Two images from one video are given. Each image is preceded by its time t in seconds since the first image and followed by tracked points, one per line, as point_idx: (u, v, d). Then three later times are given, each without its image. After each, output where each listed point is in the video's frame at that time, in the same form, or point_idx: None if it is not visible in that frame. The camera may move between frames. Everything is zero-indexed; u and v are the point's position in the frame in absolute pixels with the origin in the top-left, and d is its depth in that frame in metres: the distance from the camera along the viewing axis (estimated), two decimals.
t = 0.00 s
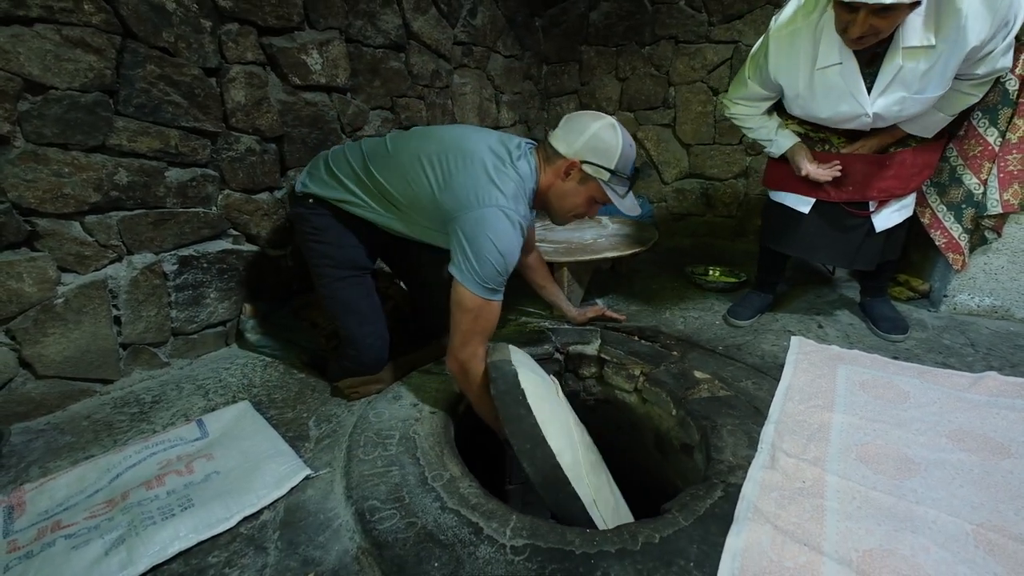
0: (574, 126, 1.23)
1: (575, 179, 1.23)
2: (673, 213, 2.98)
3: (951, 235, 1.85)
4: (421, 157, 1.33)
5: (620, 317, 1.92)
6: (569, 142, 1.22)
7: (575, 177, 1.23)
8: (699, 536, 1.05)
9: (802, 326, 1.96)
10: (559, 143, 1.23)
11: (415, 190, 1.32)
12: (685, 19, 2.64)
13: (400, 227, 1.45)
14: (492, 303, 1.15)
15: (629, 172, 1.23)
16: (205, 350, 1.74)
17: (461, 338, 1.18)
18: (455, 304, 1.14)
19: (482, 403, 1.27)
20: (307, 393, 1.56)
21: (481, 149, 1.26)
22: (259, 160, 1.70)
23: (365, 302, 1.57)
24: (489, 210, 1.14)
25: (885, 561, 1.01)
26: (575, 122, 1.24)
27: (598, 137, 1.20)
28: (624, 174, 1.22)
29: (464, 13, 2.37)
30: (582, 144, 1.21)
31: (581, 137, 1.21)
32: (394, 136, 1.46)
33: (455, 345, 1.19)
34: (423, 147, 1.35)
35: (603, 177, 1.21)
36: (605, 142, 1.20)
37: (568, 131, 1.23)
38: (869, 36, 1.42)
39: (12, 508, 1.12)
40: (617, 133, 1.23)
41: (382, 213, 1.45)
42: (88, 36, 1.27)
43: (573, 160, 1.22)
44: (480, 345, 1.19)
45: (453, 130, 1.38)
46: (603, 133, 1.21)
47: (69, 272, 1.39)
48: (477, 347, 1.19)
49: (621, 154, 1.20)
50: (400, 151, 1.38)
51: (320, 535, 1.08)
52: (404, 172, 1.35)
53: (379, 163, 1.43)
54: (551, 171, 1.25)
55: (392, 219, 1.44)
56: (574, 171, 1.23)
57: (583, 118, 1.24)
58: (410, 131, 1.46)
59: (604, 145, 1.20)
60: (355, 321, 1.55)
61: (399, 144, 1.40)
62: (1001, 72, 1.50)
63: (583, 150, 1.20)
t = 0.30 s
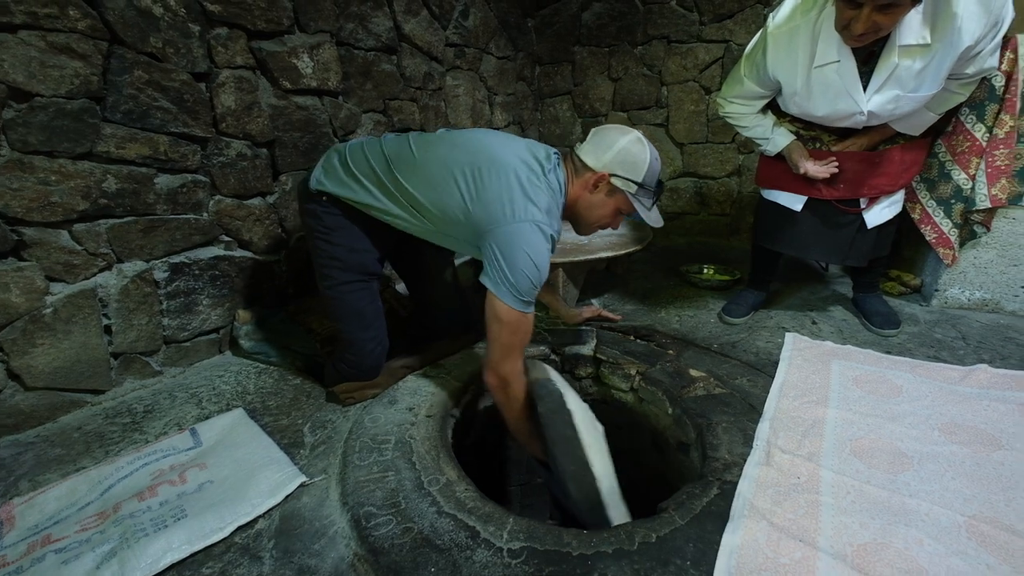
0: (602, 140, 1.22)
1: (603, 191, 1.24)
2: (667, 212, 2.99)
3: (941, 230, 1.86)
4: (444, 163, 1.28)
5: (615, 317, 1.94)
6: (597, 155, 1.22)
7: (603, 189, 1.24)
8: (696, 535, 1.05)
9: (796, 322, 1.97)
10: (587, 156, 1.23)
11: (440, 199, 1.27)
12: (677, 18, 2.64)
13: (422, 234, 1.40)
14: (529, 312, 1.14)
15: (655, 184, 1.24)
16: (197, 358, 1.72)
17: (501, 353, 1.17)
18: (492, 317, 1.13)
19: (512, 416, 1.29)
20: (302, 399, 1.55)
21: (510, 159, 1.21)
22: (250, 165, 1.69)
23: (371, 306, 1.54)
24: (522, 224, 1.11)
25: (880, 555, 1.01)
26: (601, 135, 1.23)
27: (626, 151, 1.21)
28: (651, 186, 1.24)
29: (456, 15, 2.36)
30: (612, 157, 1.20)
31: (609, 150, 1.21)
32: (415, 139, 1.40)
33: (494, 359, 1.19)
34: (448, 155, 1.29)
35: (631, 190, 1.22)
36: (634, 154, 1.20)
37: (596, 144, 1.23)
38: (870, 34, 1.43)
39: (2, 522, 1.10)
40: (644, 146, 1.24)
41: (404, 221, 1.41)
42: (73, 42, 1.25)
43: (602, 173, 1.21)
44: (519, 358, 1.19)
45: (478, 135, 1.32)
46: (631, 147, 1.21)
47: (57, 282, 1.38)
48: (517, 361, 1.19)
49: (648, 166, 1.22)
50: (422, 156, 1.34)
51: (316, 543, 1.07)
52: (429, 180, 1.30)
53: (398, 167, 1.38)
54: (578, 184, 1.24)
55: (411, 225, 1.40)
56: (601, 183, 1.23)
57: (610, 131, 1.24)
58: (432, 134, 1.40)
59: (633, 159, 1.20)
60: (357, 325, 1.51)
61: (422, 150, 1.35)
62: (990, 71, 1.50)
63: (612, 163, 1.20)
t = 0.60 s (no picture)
0: (596, 147, 1.21)
1: (595, 197, 1.22)
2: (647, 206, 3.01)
3: (912, 226, 1.90)
4: (437, 162, 1.26)
5: (592, 308, 1.94)
6: (590, 161, 1.20)
7: (596, 194, 1.21)
8: (667, 523, 1.06)
9: (770, 315, 2.00)
10: (581, 161, 1.22)
11: (440, 201, 1.25)
12: (660, 10, 2.64)
13: (421, 230, 1.40)
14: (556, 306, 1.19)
15: (647, 194, 1.23)
16: (164, 349, 1.67)
17: (539, 349, 1.23)
18: (526, 319, 1.18)
19: (566, 402, 1.37)
20: (273, 390, 1.52)
21: (510, 159, 1.19)
22: (219, 150, 1.64)
23: (345, 298, 1.50)
24: (529, 233, 1.12)
25: (844, 540, 1.03)
26: (596, 142, 1.22)
27: (619, 158, 1.19)
28: (644, 195, 1.22)
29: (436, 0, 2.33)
30: (605, 163, 1.19)
31: (602, 157, 1.19)
32: (408, 132, 1.35)
33: (537, 355, 1.25)
34: (445, 154, 1.26)
35: (623, 197, 1.20)
36: (627, 161, 1.19)
37: (591, 149, 1.22)
38: (854, 21, 1.45)
39: None
40: (638, 155, 1.22)
41: (403, 218, 1.40)
42: (24, 15, 1.19)
43: (595, 178, 1.19)
44: (560, 350, 1.25)
45: (474, 130, 1.28)
46: (626, 156, 1.19)
47: (10, 269, 1.32)
48: (555, 354, 1.25)
49: (641, 175, 1.20)
50: (411, 155, 1.30)
51: (284, 536, 1.05)
52: (427, 181, 1.27)
53: (387, 166, 1.34)
54: (571, 188, 1.21)
55: (409, 222, 1.40)
56: (594, 188, 1.21)
57: (605, 139, 1.23)
58: (425, 126, 1.35)
59: (625, 167, 1.18)
60: (330, 316, 1.49)
61: (417, 146, 1.31)
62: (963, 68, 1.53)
63: (605, 169, 1.18)
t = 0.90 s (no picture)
0: (594, 138, 1.20)
1: (592, 188, 1.20)
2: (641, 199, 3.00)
3: (903, 220, 1.90)
4: (433, 152, 1.25)
5: (585, 302, 1.95)
6: (588, 152, 1.19)
7: (592, 185, 1.20)
8: (660, 515, 1.06)
9: (763, 308, 2.00)
10: (577, 152, 1.21)
11: (437, 192, 1.24)
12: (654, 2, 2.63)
13: (418, 221, 1.39)
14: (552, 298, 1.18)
15: (644, 187, 1.22)
16: (153, 343, 1.66)
17: (535, 341, 1.22)
18: (520, 311, 1.17)
19: (561, 395, 1.37)
20: (264, 384, 1.50)
21: (507, 149, 1.18)
22: (208, 141, 1.61)
23: (339, 290, 1.49)
24: (527, 223, 1.11)
25: (836, 531, 1.04)
26: (594, 134, 1.21)
27: (617, 151, 1.18)
28: (641, 187, 1.21)
29: None
30: (603, 156, 1.18)
31: (600, 149, 1.19)
32: (403, 122, 1.34)
33: (532, 348, 1.25)
34: (441, 143, 1.25)
35: (620, 189, 1.20)
36: (625, 154, 1.19)
37: (589, 141, 1.21)
38: (853, 6, 1.43)
39: None
40: (636, 148, 1.21)
41: (399, 209, 1.38)
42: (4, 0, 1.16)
43: (591, 169, 1.18)
44: (555, 342, 1.25)
45: (471, 119, 1.27)
46: (623, 149, 1.19)
47: None
48: (551, 346, 1.24)
49: (638, 167, 1.19)
50: (408, 143, 1.29)
51: (275, 530, 1.04)
52: (423, 171, 1.26)
53: (382, 155, 1.33)
54: (567, 180, 1.20)
55: (404, 212, 1.38)
56: (591, 179, 1.20)
57: (603, 131, 1.22)
58: (420, 116, 1.34)
59: (623, 159, 1.18)
60: (323, 309, 1.47)
61: (413, 136, 1.29)
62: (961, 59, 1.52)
63: (603, 161, 1.18)
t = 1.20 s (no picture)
0: (586, 133, 1.20)
1: (579, 182, 1.19)
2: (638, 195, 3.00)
3: (899, 217, 1.91)
4: (425, 147, 1.25)
5: (581, 298, 1.95)
6: (579, 146, 1.19)
7: (581, 179, 1.19)
8: (656, 510, 1.06)
9: (759, 305, 2.01)
10: (569, 146, 1.20)
11: (429, 188, 1.24)
12: None
13: (410, 218, 1.39)
14: (546, 295, 1.18)
15: (636, 188, 1.19)
16: (148, 338, 1.65)
17: (531, 337, 1.22)
18: (514, 308, 1.17)
19: (556, 391, 1.36)
20: (261, 380, 1.50)
21: (498, 145, 1.18)
22: (203, 135, 1.61)
23: (335, 286, 1.48)
24: (518, 220, 1.11)
25: (831, 525, 1.04)
26: (588, 129, 1.21)
27: (607, 146, 1.17)
28: (631, 187, 1.19)
29: None
30: (591, 150, 1.18)
31: (591, 142, 1.18)
32: (395, 118, 1.34)
33: (527, 344, 1.25)
34: (433, 139, 1.25)
35: (608, 185, 1.17)
36: (615, 150, 1.17)
37: (581, 135, 1.21)
38: None
39: None
40: (630, 146, 1.19)
41: (392, 205, 1.38)
42: None
43: (580, 164, 1.18)
44: (550, 338, 1.25)
45: (462, 115, 1.27)
46: (614, 145, 1.17)
47: None
48: (546, 342, 1.24)
49: (629, 165, 1.17)
50: (400, 140, 1.29)
51: (272, 525, 1.04)
52: (415, 168, 1.26)
53: (374, 152, 1.33)
54: (556, 173, 1.20)
55: (397, 209, 1.38)
56: (579, 174, 1.19)
57: (596, 126, 1.22)
58: (412, 112, 1.33)
59: (613, 155, 1.17)
60: (319, 304, 1.47)
61: (404, 132, 1.29)
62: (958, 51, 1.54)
63: (592, 155, 1.17)
